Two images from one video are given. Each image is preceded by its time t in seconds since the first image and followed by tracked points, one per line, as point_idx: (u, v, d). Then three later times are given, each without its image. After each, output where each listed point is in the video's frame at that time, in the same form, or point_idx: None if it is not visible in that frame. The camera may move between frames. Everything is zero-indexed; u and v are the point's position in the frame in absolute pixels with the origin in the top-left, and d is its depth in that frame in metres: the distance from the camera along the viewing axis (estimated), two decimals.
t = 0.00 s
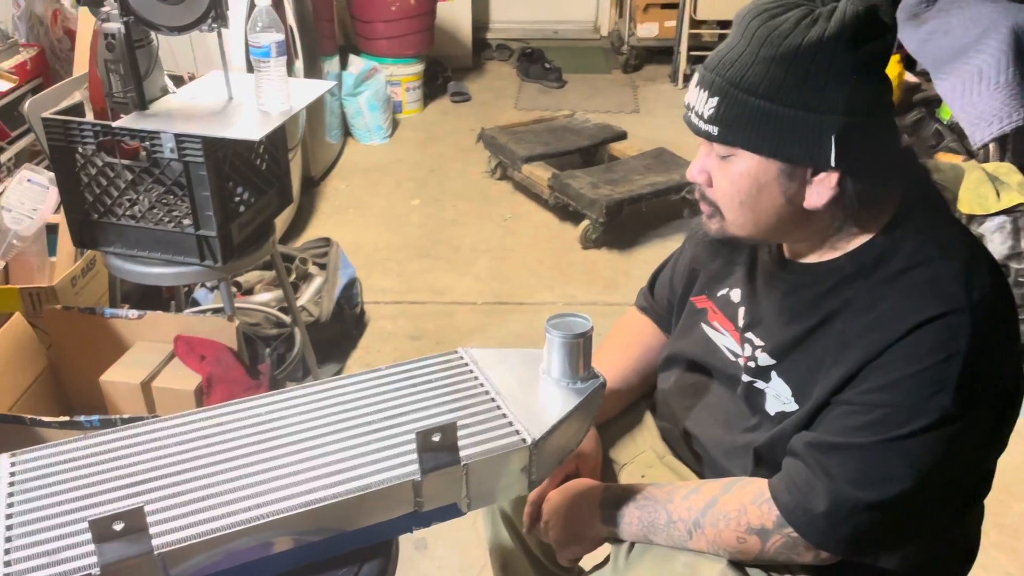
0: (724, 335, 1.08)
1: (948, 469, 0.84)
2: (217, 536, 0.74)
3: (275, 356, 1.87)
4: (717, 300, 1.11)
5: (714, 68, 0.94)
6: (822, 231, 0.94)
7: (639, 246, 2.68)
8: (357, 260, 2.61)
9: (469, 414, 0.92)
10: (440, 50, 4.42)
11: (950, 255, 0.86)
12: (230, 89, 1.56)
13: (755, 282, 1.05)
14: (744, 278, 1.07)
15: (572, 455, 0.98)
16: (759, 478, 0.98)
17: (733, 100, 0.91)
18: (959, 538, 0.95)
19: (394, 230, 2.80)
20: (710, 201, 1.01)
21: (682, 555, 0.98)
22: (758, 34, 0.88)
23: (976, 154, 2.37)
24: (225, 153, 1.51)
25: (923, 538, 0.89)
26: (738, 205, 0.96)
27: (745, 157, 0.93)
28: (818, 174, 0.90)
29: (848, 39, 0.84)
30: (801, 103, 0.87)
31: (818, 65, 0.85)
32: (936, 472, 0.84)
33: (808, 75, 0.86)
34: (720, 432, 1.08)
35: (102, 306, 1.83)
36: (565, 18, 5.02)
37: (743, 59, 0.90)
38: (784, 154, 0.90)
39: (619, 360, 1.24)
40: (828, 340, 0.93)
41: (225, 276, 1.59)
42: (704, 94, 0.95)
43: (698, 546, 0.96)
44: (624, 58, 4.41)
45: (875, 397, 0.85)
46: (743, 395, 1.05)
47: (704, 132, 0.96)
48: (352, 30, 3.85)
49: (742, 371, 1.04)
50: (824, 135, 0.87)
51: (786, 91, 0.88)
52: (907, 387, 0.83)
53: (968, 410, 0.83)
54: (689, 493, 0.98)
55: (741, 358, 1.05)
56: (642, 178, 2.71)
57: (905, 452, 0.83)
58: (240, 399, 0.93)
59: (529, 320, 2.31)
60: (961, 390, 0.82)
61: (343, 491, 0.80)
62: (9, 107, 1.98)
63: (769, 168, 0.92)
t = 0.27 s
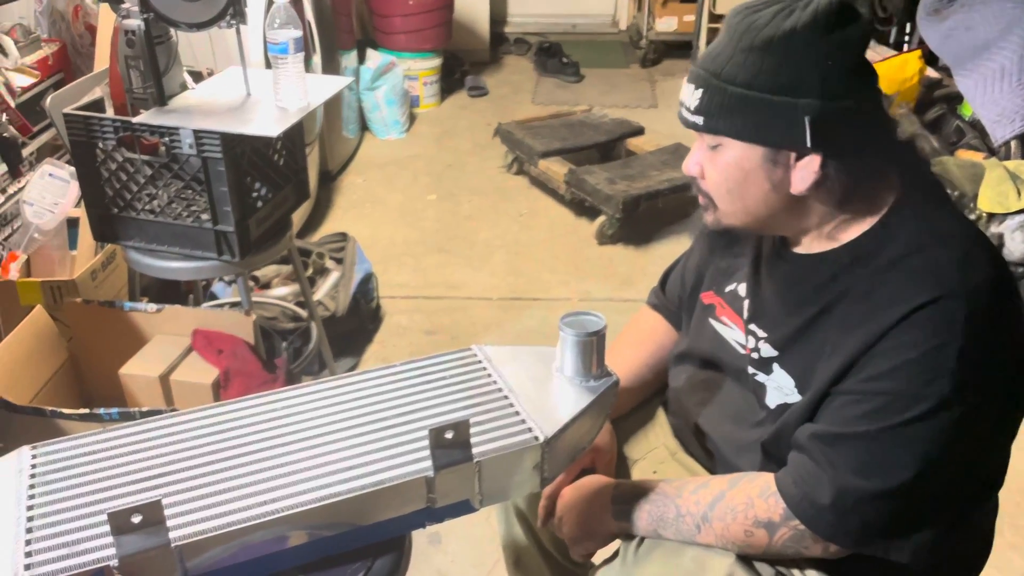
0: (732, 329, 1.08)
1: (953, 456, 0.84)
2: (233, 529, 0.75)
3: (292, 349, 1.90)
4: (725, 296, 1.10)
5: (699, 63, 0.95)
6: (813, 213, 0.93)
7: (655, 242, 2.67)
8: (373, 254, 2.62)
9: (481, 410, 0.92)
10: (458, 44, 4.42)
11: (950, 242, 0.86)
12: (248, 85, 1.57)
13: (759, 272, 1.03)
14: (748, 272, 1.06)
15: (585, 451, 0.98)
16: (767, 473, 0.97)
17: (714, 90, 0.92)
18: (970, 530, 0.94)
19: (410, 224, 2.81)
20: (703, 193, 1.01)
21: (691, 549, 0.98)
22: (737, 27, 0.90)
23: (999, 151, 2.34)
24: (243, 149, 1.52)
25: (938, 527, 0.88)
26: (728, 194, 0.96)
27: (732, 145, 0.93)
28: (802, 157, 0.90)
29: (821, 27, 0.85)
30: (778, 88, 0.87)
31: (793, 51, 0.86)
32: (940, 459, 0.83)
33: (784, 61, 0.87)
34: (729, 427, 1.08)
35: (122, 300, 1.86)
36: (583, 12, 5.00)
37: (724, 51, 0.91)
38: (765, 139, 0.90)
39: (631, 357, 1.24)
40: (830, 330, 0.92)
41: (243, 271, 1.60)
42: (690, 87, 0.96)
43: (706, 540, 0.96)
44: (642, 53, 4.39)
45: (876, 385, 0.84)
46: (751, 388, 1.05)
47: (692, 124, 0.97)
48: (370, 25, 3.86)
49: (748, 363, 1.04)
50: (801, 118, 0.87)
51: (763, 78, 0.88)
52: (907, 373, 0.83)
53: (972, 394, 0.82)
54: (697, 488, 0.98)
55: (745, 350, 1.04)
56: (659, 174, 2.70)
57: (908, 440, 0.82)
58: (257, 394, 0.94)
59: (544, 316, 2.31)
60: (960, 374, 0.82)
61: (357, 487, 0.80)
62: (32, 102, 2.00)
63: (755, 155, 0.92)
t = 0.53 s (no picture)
0: (741, 320, 1.07)
1: (954, 440, 0.82)
2: (252, 520, 0.76)
3: (310, 341, 1.90)
4: (734, 288, 1.08)
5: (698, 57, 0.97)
6: (809, 194, 0.94)
7: (672, 237, 2.66)
8: (390, 247, 2.63)
9: (497, 405, 0.93)
10: (477, 37, 4.42)
11: (945, 227, 0.86)
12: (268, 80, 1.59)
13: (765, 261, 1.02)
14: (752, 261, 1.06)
15: (601, 445, 0.99)
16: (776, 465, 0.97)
17: (710, 80, 0.93)
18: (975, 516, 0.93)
19: (427, 218, 2.82)
20: (705, 183, 1.00)
21: (699, 541, 0.98)
22: (732, 19, 0.92)
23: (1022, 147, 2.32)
24: (263, 145, 1.54)
25: (942, 512, 0.87)
26: (727, 181, 0.96)
27: (729, 132, 0.93)
28: (795, 140, 0.90)
29: (810, 14, 0.86)
30: (769, 74, 0.88)
31: (781, 37, 0.87)
32: (938, 443, 0.82)
33: (774, 48, 0.88)
34: (737, 417, 1.09)
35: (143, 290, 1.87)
36: (602, 5, 4.99)
37: (720, 44, 0.93)
38: (757, 124, 0.90)
39: (642, 350, 1.24)
40: (831, 319, 0.92)
41: (263, 264, 1.62)
42: (689, 81, 0.98)
43: (715, 531, 0.96)
44: (662, 46, 4.37)
45: (871, 370, 0.84)
46: (757, 376, 1.04)
47: (690, 115, 0.98)
48: (388, 18, 3.87)
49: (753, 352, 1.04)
50: (790, 102, 0.88)
51: (755, 65, 0.89)
52: (902, 357, 0.82)
53: (969, 375, 0.81)
54: (706, 480, 0.98)
55: (750, 339, 1.04)
56: (676, 168, 2.70)
57: (904, 424, 0.82)
58: (275, 387, 0.95)
59: (560, 310, 2.31)
60: (954, 356, 0.81)
61: (373, 480, 0.81)
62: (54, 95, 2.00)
63: (751, 140, 0.92)
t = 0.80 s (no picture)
0: (762, 316, 1.06)
1: (979, 438, 0.82)
2: (275, 512, 0.77)
3: (330, 333, 1.94)
4: (756, 284, 1.08)
5: (728, 49, 0.97)
6: (840, 188, 0.93)
7: (692, 231, 2.66)
8: (409, 240, 2.64)
9: (517, 400, 0.93)
10: (496, 30, 4.42)
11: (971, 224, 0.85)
12: (292, 74, 1.60)
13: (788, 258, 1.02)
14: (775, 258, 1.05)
15: (620, 440, 0.99)
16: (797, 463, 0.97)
17: (740, 72, 0.93)
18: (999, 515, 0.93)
19: (446, 211, 2.82)
20: (734, 179, 1.01)
21: (718, 537, 0.98)
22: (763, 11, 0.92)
23: None
24: (286, 138, 1.55)
25: (967, 510, 0.86)
26: (757, 175, 0.97)
27: (759, 125, 0.94)
28: (826, 132, 0.90)
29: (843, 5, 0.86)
30: (801, 65, 0.88)
31: (813, 29, 0.87)
32: (964, 442, 0.82)
33: (805, 40, 0.88)
34: (758, 413, 1.09)
35: (165, 281, 1.89)
36: None
37: (751, 36, 0.93)
38: (790, 116, 0.90)
39: (662, 344, 1.24)
40: (855, 317, 0.91)
41: (286, 257, 1.64)
42: (719, 74, 0.98)
43: (734, 527, 0.96)
44: (682, 39, 4.35)
45: (897, 368, 0.84)
46: (778, 372, 1.05)
47: (720, 108, 0.98)
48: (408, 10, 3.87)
49: (775, 349, 1.04)
50: (823, 93, 0.88)
51: (786, 57, 0.89)
52: (928, 355, 0.82)
53: (996, 375, 0.81)
54: (727, 475, 0.98)
55: (773, 336, 1.04)
56: (696, 162, 2.69)
57: (929, 423, 0.81)
58: (298, 381, 0.96)
59: (578, 304, 2.31)
60: (980, 355, 0.81)
61: (394, 473, 0.82)
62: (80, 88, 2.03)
63: (782, 132, 0.92)
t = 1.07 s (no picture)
0: (791, 318, 1.07)
1: (1014, 453, 0.83)
2: (299, 505, 0.78)
3: (351, 326, 1.96)
4: (784, 284, 1.09)
5: (773, 49, 0.92)
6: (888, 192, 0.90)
7: (712, 226, 2.64)
8: (429, 233, 2.64)
9: (539, 397, 0.93)
10: (516, 22, 4.41)
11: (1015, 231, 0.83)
12: (314, 67, 1.60)
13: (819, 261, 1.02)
14: (807, 260, 1.05)
15: (642, 436, 0.99)
16: (826, 467, 0.97)
17: (795, 75, 0.88)
18: None
19: (466, 204, 2.83)
20: (783, 186, 0.95)
21: (744, 539, 0.98)
22: (812, 8, 0.87)
23: None
24: (309, 132, 1.56)
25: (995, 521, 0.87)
26: (814, 182, 0.91)
27: (817, 129, 0.89)
28: (893, 134, 0.86)
29: None
30: (864, 64, 0.84)
31: (875, 25, 0.82)
32: (1000, 456, 0.82)
33: (866, 37, 0.83)
34: (785, 416, 1.08)
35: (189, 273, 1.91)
36: None
37: (802, 34, 0.88)
38: (856, 119, 0.85)
39: (687, 342, 1.23)
40: (890, 324, 0.91)
41: (307, 250, 1.64)
42: (765, 76, 0.92)
43: (761, 531, 0.96)
44: (703, 32, 4.32)
45: (936, 380, 0.83)
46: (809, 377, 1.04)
47: (769, 113, 0.92)
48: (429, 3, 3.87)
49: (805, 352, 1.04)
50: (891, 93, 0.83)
51: (847, 55, 0.84)
52: (970, 369, 0.81)
53: None
54: (754, 478, 0.98)
55: (803, 339, 1.04)
56: (717, 156, 2.67)
57: (967, 436, 0.82)
58: (319, 375, 0.97)
59: (598, 298, 2.31)
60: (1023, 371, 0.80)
61: (416, 468, 0.83)
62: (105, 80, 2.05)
63: (843, 137, 0.87)
